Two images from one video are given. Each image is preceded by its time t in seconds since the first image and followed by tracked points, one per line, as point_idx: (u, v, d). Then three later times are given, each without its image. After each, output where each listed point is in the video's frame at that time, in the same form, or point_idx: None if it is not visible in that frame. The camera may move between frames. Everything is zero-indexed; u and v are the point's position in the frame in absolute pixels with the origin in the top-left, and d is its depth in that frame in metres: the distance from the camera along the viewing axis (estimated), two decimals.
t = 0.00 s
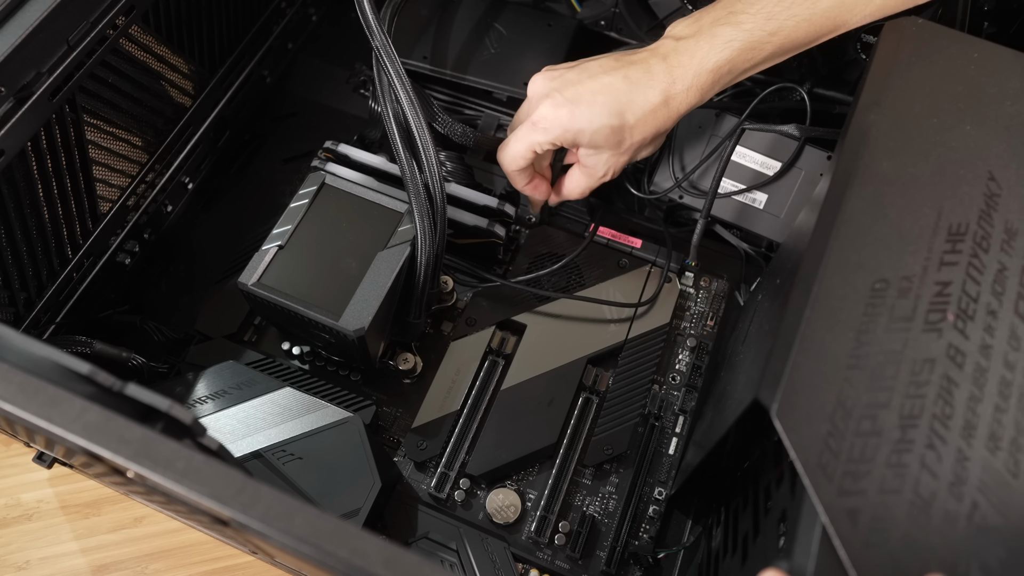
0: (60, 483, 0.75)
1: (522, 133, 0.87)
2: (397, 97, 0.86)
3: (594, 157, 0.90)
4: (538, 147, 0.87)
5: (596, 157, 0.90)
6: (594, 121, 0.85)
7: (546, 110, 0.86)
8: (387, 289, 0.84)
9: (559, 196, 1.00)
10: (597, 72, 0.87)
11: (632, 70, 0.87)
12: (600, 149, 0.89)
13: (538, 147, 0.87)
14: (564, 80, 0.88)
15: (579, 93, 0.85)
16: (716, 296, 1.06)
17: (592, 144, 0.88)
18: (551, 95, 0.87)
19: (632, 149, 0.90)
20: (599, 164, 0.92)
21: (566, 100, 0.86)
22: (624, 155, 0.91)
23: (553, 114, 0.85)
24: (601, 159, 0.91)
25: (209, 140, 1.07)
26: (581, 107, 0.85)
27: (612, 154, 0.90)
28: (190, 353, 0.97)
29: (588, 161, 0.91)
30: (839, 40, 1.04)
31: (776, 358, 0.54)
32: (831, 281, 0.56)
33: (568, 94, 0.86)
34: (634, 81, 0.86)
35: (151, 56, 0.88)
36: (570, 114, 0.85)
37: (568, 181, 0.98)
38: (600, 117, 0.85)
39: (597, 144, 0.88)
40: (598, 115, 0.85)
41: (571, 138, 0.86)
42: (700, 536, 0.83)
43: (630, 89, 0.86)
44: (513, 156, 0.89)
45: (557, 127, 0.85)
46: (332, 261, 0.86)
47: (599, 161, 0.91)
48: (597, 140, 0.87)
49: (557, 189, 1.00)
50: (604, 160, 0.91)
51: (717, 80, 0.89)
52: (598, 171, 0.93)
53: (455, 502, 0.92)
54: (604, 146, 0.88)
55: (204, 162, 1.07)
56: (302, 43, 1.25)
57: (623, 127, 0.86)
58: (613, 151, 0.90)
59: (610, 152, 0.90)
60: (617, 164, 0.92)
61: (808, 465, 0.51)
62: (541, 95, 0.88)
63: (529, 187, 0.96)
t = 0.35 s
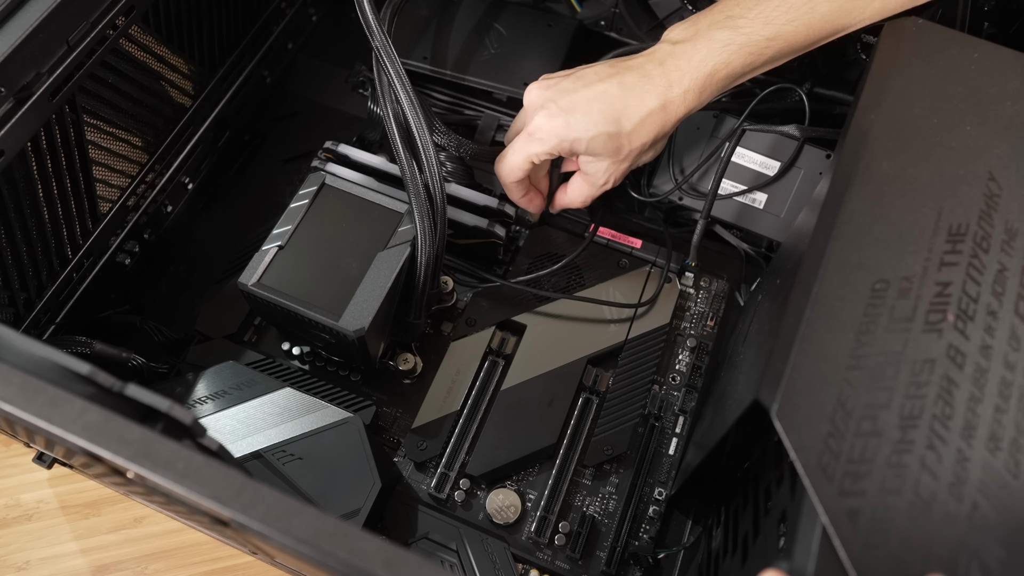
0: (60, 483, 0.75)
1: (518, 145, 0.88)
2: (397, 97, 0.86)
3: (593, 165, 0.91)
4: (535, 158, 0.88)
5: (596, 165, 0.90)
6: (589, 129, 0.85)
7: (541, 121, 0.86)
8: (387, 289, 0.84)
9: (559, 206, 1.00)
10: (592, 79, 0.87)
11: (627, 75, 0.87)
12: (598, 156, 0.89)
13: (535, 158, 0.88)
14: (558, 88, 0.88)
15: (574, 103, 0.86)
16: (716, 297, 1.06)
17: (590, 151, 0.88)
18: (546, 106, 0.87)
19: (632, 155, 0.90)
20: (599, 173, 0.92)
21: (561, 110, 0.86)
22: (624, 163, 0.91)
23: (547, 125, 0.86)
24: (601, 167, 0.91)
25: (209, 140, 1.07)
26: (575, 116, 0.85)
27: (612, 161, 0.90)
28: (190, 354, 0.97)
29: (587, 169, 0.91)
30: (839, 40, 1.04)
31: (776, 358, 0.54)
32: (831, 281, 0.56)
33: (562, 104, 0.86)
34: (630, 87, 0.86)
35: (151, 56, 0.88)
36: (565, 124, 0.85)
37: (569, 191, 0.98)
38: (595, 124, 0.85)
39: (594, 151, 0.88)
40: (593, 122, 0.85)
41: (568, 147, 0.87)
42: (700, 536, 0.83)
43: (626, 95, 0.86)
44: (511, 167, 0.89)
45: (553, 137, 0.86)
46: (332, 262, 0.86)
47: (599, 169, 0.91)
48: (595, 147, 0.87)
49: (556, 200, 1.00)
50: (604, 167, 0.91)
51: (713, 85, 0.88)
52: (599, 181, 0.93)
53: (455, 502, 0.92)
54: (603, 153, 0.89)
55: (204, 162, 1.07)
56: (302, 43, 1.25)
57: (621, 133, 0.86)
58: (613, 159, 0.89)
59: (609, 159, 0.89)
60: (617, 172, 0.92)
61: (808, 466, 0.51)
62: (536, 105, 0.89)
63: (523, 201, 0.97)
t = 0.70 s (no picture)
0: (60, 483, 0.75)
1: (518, 150, 0.89)
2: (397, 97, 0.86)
3: (592, 170, 0.91)
4: (533, 164, 0.88)
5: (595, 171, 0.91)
6: (590, 138, 0.85)
7: (542, 129, 0.86)
8: (387, 290, 0.84)
9: (555, 209, 1.01)
10: (593, 87, 0.87)
11: (627, 83, 0.87)
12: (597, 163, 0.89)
13: (533, 164, 0.88)
14: (559, 96, 0.88)
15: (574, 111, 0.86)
16: (716, 296, 1.06)
17: (590, 159, 0.88)
18: (546, 113, 0.87)
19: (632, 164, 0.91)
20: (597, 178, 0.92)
21: (561, 118, 0.86)
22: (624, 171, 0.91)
23: (548, 133, 0.86)
24: (598, 171, 0.91)
25: (209, 140, 1.07)
26: (577, 125, 0.85)
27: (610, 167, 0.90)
28: (190, 354, 0.97)
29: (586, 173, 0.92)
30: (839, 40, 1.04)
31: (776, 359, 0.54)
32: (831, 281, 0.56)
33: (563, 112, 0.86)
34: (631, 96, 0.86)
35: (151, 57, 0.88)
36: (566, 133, 0.85)
37: (568, 195, 0.99)
38: (596, 134, 0.85)
39: (595, 159, 0.88)
40: (594, 132, 0.85)
41: (567, 155, 0.87)
42: (700, 537, 0.83)
43: (627, 104, 0.86)
44: (509, 172, 0.90)
45: (553, 146, 0.86)
46: (332, 262, 0.86)
47: (596, 173, 0.91)
48: (595, 156, 0.87)
49: (551, 203, 1.00)
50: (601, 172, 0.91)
51: (714, 92, 0.89)
52: (595, 184, 0.93)
53: (455, 502, 0.92)
54: (602, 161, 0.89)
55: (204, 162, 1.07)
56: (302, 43, 1.25)
57: (621, 142, 0.87)
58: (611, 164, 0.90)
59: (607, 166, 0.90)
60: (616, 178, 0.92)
61: (809, 466, 0.51)
62: (537, 113, 0.89)
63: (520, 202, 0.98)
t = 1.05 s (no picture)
0: (60, 482, 0.75)
1: (521, 168, 0.90)
2: (397, 97, 0.86)
3: (596, 183, 0.92)
4: (536, 182, 0.90)
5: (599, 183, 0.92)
6: (593, 157, 0.86)
7: (544, 149, 0.87)
8: (387, 289, 0.84)
9: (556, 210, 1.00)
10: (594, 102, 0.87)
11: (629, 96, 0.86)
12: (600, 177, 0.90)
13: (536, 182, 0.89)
14: (560, 113, 0.87)
15: (576, 131, 0.86)
16: (716, 296, 1.06)
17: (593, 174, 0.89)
18: (547, 132, 0.87)
19: (635, 173, 0.91)
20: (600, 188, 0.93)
21: (563, 138, 0.86)
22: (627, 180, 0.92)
23: (550, 154, 0.86)
24: (602, 184, 0.92)
25: (209, 140, 1.07)
26: (578, 145, 0.85)
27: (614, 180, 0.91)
28: (190, 353, 0.97)
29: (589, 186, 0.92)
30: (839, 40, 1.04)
31: (776, 358, 0.54)
32: (831, 280, 0.56)
33: (564, 132, 0.86)
34: (632, 111, 0.86)
35: (152, 56, 0.88)
36: (568, 153, 0.86)
37: (569, 200, 0.98)
38: (598, 152, 0.86)
39: (598, 175, 0.89)
40: (596, 151, 0.85)
41: (571, 174, 0.88)
42: (700, 536, 0.83)
43: (628, 120, 0.86)
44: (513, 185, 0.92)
45: (556, 167, 0.86)
46: (333, 261, 0.86)
47: (600, 185, 0.92)
48: (598, 171, 0.88)
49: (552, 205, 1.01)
50: (605, 185, 0.92)
51: (719, 103, 0.89)
52: (598, 195, 0.94)
53: (456, 502, 0.92)
54: (606, 175, 0.90)
55: (204, 162, 1.07)
56: (302, 43, 1.25)
57: (624, 156, 0.87)
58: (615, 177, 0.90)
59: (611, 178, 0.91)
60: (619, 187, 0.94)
61: (809, 465, 0.51)
62: (537, 130, 0.88)
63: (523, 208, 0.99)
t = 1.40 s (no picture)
0: (60, 484, 0.75)
1: (513, 167, 0.90)
2: (397, 97, 0.86)
3: (591, 178, 0.92)
4: (529, 179, 0.90)
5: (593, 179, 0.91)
6: (581, 150, 0.86)
7: (533, 146, 0.87)
8: (387, 290, 0.84)
9: (558, 211, 1.00)
10: (582, 96, 0.87)
11: (617, 88, 0.86)
12: (594, 172, 0.90)
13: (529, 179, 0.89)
14: (548, 108, 0.87)
15: (564, 125, 0.86)
16: (716, 296, 1.06)
17: (585, 167, 0.89)
18: (536, 129, 0.87)
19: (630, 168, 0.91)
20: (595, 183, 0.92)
21: (550, 133, 0.86)
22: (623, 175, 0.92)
23: (540, 150, 0.87)
24: (597, 179, 0.92)
25: (209, 140, 1.07)
26: (567, 139, 0.86)
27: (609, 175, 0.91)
28: (190, 354, 0.97)
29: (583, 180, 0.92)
30: (839, 41, 1.04)
31: (776, 359, 0.54)
32: (831, 281, 0.56)
33: (552, 126, 0.86)
34: (620, 103, 0.86)
35: (152, 57, 0.88)
36: (557, 148, 0.86)
37: (566, 197, 0.98)
38: (587, 145, 0.86)
39: (589, 168, 0.89)
40: (585, 144, 0.85)
41: (562, 168, 0.88)
42: (700, 537, 0.83)
43: (617, 112, 0.85)
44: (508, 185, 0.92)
45: (546, 162, 0.87)
46: (332, 262, 0.86)
47: (596, 181, 0.92)
48: (589, 164, 0.88)
49: (554, 207, 1.01)
50: (600, 180, 0.92)
51: (708, 92, 0.89)
52: (595, 192, 0.94)
53: (455, 503, 0.92)
54: (599, 169, 0.89)
55: (204, 163, 1.07)
56: (302, 43, 1.24)
57: (615, 149, 0.87)
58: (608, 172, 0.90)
59: (606, 173, 0.90)
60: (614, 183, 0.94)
61: (809, 467, 0.51)
62: (527, 127, 0.89)
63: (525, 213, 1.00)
